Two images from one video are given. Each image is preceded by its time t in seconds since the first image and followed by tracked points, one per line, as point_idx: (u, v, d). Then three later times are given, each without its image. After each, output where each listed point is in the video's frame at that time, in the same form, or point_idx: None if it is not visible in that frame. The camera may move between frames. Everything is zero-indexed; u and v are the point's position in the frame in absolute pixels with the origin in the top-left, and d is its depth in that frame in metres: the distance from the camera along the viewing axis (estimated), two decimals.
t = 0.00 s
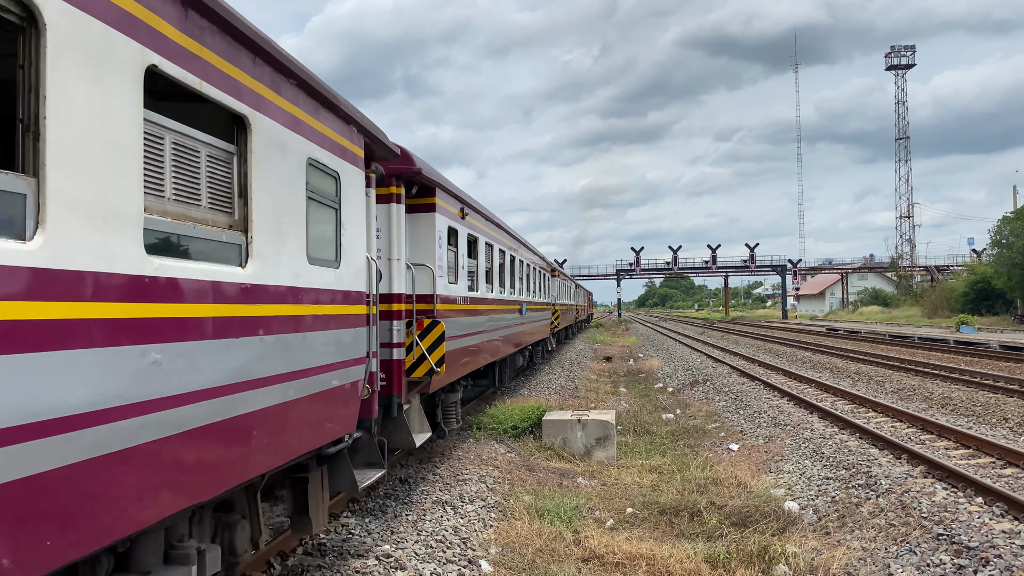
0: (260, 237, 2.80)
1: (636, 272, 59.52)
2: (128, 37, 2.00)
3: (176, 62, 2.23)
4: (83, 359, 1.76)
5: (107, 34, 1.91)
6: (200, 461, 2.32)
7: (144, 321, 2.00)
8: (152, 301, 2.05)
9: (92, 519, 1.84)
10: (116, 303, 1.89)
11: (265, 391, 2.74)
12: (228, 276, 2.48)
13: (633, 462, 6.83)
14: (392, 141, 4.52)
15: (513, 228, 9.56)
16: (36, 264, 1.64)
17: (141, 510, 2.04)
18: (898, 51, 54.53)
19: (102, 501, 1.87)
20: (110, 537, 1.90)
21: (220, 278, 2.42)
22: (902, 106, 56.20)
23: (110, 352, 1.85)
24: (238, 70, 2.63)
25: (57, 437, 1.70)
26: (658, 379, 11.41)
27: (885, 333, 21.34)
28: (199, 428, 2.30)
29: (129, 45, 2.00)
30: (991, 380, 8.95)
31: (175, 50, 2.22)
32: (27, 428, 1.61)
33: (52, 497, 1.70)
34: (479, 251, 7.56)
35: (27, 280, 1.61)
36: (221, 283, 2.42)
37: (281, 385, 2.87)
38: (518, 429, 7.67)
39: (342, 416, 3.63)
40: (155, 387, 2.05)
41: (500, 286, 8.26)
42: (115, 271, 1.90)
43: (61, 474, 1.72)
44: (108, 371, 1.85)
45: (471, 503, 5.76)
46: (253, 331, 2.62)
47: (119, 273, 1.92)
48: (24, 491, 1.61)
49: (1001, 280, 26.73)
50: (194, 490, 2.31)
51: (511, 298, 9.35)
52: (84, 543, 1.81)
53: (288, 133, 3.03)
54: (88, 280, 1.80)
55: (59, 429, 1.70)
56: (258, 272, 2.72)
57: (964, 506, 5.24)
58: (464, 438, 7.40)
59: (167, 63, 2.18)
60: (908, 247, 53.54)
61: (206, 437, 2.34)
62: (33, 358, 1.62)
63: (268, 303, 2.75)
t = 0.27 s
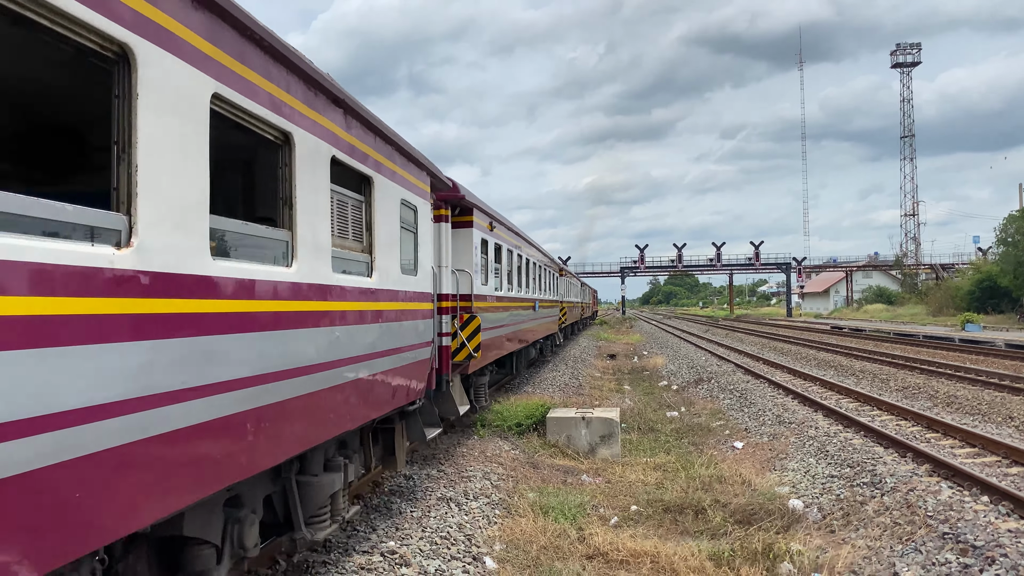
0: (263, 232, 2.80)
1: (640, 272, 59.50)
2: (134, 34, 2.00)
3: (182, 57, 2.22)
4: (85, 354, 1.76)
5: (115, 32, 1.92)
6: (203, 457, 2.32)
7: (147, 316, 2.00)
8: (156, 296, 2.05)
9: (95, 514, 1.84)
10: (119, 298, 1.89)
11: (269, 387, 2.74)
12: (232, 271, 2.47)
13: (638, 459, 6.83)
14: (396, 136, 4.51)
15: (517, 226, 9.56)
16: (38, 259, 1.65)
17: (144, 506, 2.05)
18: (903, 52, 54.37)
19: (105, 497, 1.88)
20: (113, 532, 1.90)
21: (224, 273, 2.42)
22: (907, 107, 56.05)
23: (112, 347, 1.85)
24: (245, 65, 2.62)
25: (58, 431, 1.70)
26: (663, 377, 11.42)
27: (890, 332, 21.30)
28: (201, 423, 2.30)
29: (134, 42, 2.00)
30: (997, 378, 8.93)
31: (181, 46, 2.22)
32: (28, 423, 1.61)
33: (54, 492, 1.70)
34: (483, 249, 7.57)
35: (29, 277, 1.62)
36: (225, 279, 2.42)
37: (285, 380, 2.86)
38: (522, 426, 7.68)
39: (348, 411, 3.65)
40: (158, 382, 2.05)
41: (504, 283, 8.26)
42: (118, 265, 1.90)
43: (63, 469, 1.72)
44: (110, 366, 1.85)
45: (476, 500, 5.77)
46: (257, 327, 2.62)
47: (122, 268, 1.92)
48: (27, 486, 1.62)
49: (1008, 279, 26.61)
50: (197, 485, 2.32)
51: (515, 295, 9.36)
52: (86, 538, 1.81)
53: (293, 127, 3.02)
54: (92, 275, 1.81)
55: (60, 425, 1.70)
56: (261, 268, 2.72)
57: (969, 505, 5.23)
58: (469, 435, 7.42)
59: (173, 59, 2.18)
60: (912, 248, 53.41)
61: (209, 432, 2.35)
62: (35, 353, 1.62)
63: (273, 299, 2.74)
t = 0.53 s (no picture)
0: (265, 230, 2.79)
1: (644, 271, 59.44)
2: (130, 29, 2.00)
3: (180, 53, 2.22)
4: (82, 352, 1.76)
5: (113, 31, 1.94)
6: (202, 457, 2.31)
7: (145, 314, 1.99)
8: (154, 293, 2.04)
9: (93, 514, 1.83)
10: (117, 295, 1.89)
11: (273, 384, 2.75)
12: (230, 268, 2.46)
13: (644, 458, 6.82)
14: (401, 133, 4.49)
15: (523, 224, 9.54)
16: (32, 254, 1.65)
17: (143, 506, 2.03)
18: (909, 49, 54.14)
19: (103, 496, 1.87)
20: (109, 533, 1.89)
21: (223, 271, 2.41)
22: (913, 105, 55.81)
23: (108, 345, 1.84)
24: (245, 61, 2.62)
25: (53, 429, 1.69)
26: (670, 375, 11.39)
27: (898, 331, 21.27)
28: (201, 422, 2.29)
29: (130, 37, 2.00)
30: (1005, 377, 8.89)
31: (179, 41, 2.22)
32: (23, 420, 1.61)
33: (51, 492, 1.70)
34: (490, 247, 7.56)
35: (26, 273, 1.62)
36: (225, 277, 2.41)
37: (285, 379, 2.85)
38: (529, 425, 7.67)
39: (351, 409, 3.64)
40: (156, 380, 2.05)
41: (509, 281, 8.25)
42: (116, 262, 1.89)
43: (59, 468, 1.71)
44: (107, 364, 1.84)
45: (482, 498, 5.76)
46: (257, 325, 2.61)
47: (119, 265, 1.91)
48: (23, 485, 1.61)
49: (1016, 277, 26.45)
50: (197, 486, 2.30)
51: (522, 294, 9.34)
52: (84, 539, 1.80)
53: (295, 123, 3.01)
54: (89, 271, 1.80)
55: (55, 422, 1.70)
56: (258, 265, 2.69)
57: (977, 504, 5.19)
58: (475, 433, 7.42)
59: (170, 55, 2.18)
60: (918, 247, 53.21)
61: (208, 432, 2.33)
62: (28, 350, 1.62)
63: (273, 296, 2.74)
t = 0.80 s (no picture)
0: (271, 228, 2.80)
1: (647, 271, 59.39)
2: (137, 29, 2.02)
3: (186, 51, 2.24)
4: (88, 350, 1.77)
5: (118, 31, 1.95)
6: (206, 456, 2.32)
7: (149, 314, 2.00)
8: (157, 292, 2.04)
9: (97, 513, 1.85)
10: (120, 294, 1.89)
11: (278, 382, 2.76)
12: (236, 266, 2.47)
13: (648, 456, 6.82)
14: (407, 132, 4.50)
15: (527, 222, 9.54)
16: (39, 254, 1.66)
17: (147, 505, 2.05)
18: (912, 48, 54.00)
19: (107, 494, 1.89)
20: (116, 530, 1.92)
21: (228, 269, 2.41)
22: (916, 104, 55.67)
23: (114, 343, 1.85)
24: (252, 60, 2.64)
25: (57, 428, 1.71)
26: (673, 374, 11.39)
27: (901, 329, 21.26)
28: (205, 421, 2.30)
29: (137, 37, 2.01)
30: (1010, 376, 8.87)
31: (186, 40, 2.23)
32: (28, 420, 1.63)
33: (56, 491, 1.71)
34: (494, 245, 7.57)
35: (30, 271, 1.63)
36: (230, 275, 2.42)
37: (290, 378, 2.86)
38: (532, 423, 7.68)
39: (356, 407, 3.65)
40: (160, 379, 2.06)
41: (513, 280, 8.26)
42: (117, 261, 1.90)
43: (63, 467, 1.73)
44: (111, 363, 1.86)
45: (486, 496, 5.77)
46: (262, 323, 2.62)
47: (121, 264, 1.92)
48: (28, 484, 1.63)
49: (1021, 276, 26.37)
50: (201, 485, 2.31)
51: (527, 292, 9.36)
52: (89, 537, 1.82)
53: (302, 122, 3.03)
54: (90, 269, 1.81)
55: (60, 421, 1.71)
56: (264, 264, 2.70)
57: (981, 503, 5.18)
58: (479, 431, 7.43)
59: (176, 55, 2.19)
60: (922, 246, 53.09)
61: (212, 430, 2.34)
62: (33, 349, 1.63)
63: (279, 294, 2.75)
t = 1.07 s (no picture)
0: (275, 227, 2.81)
1: (648, 270, 59.36)
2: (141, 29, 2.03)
3: (192, 53, 2.25)
4: (96, 348, 1.78)
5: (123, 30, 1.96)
6: (210, 455, 2.32)
7: (154, 311, 2.00)
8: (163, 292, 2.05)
9: (105, 509, 1.85)
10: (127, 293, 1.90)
11: (281, 382, 2.76)
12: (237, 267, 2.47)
13: (650, 456, 6.82)
14: (411, 131, 4.51)
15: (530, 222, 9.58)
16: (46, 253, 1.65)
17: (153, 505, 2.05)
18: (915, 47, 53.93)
19: (114, 493, 1.89)
20: (123, 529, 1.92)
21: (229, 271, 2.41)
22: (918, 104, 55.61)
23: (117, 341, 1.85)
24: (257, 62, 2.66)
25: (64, 427, 1.70)
26: (675, 373, 11.38)
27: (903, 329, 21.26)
28: (209, 421, 2.30)
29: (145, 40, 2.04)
30: (1012, 376, 8.87)
31: (193, 42, 2.25)
32: (40, 417, 1.64)
33: (63, 490, 1.71)
34: (497, 245, 7.57)
35: (37, 271, 1.63)
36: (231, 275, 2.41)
37: (292, 378, 2.86)
38: (535, 422, 7.68)
39: (359, 408, 3.65)
40: (164, 378, 2.06)
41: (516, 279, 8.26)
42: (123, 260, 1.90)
43: (73, 466, 1.73)
44: (117, 362, 1.86)
45: (488, 495, 5.77)
46: (264, 323, 2.63)
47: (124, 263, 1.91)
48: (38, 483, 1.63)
49: None
50: (207, 485, 2.31)
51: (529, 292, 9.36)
52: (97, 536, 1.82)
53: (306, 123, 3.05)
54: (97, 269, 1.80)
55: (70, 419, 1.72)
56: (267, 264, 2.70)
57: (984, 503, 5.18)
58: (481, 431, 7.43)
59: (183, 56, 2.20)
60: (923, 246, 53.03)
61: (216, 429, 2.35)
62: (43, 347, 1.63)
63: (282, 294, 2.75)
